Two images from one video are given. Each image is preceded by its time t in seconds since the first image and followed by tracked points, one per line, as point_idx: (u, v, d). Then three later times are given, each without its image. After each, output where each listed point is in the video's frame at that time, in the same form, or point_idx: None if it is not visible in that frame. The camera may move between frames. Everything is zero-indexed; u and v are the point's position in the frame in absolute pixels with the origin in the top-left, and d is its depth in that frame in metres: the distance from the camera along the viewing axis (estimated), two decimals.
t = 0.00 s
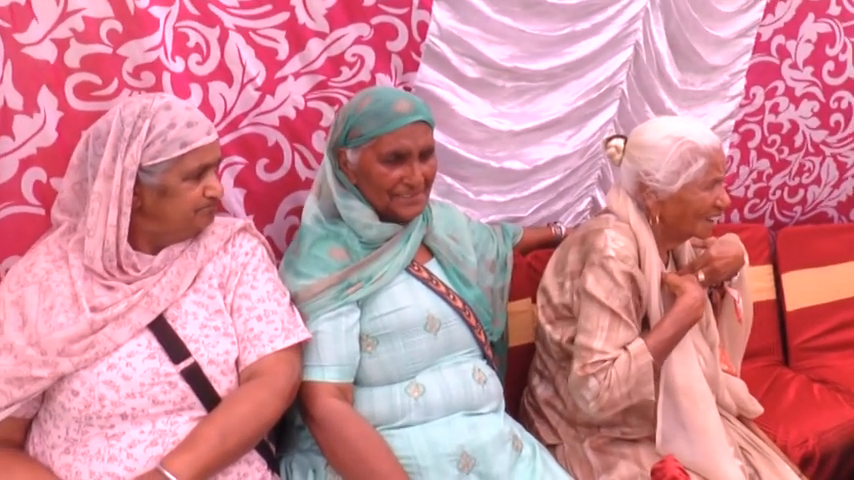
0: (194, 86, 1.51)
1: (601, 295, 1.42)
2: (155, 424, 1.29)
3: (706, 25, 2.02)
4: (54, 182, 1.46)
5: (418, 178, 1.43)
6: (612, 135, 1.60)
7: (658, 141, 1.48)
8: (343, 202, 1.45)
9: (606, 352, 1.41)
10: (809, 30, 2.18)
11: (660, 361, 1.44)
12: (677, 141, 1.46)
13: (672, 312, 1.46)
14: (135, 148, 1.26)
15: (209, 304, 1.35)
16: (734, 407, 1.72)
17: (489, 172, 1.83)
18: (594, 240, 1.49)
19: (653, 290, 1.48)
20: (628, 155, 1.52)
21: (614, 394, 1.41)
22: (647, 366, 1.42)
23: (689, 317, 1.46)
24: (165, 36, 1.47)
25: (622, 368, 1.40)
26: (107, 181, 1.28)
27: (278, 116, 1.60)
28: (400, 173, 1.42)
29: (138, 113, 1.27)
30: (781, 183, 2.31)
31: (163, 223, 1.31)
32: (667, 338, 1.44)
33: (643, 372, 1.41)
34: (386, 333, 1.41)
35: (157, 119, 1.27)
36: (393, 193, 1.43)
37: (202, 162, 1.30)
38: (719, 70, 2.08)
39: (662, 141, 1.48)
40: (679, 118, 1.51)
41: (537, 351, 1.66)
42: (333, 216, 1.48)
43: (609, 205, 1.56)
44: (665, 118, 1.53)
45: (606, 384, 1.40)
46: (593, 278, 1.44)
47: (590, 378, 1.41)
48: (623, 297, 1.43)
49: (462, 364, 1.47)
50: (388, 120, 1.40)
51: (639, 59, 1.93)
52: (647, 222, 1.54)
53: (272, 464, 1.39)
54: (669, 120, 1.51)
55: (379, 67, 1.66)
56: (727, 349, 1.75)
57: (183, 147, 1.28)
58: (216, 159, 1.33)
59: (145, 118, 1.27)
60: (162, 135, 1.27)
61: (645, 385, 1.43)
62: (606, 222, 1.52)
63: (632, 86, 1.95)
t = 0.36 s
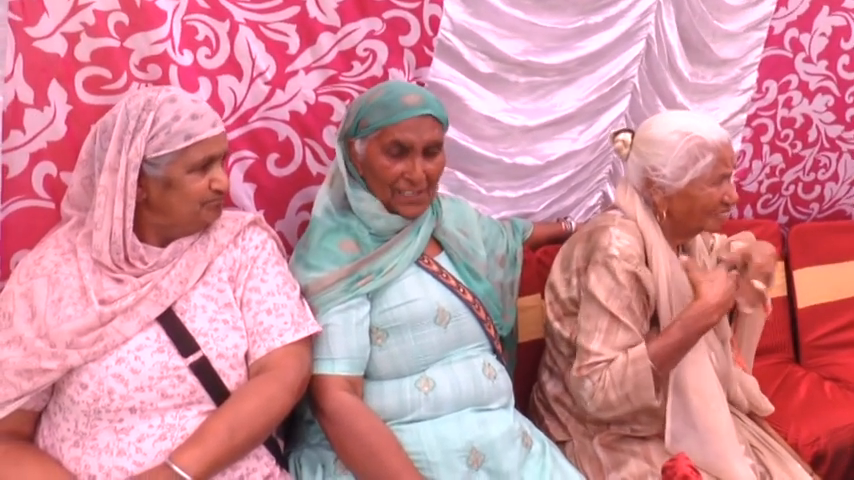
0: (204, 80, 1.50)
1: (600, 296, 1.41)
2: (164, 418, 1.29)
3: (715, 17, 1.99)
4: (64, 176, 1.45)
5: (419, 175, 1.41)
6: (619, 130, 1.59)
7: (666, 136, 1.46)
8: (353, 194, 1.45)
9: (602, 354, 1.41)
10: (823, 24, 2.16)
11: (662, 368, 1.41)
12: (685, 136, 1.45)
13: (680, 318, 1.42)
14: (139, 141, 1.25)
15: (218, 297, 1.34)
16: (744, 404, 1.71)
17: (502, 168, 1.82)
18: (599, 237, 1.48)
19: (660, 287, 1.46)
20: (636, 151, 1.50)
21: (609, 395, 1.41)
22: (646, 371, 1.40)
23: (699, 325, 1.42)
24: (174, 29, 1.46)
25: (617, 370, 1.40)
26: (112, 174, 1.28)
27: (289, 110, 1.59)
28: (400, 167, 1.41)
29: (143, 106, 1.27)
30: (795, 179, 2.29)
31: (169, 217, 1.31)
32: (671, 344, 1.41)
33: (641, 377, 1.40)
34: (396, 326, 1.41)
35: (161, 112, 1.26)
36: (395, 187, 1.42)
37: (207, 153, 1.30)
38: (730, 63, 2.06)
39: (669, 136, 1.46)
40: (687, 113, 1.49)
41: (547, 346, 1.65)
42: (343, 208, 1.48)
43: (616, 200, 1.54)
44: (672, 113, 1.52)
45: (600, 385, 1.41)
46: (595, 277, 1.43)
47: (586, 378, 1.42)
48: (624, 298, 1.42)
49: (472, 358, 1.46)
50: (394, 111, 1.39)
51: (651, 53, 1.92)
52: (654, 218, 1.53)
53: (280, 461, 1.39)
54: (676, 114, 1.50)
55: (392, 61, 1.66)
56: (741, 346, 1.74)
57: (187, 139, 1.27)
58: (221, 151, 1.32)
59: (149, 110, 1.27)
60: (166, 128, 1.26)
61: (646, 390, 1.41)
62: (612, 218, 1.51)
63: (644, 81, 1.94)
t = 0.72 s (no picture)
0: (200, 75, 1.49)
1: (612, 295, 1.40)
2: (160, 415, 1.28)
3: (718, 15, 1.99)
4: (60, 172, 1.45)
5: (421, 175, 1.40)
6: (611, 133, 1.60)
7: (659, 132, 1.46)
8: (351, 192, 1.44)
9: (622, 355, 1.40)
10: (823, 20, 2.15)
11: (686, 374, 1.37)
12: (677, 131, 1.44)
13: (704, 323, 1.36)
14: (128, 136, 1.25)
15: (214, 294, 1.34)
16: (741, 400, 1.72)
17: (502, 164, 1.81)
18: (602, 236, 1.47)
19: (664, 285, 1.46)
20: (630, 149, 1.50)
21: (632, 398, 1.39)
22: (669, 376, 1.37)
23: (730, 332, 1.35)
24: (170, 24, 1.45)
25: (638, 373, 1.38)
26: (104, 170, 1.27)
27: (288, 106, 1.58)
28: (402, 167, 1.40)
29: (130, 101, 1.26)
30: (794, 175, 2.28)
31: (162, 213, 1.30)
32: (697, 350, 1.36)
33: (664, 382, 1.37)
34: (394, 324, 1.40)
35: (148, 105, 1.26)
36: (394, 186, 1.41)
37: (196, 143, 1.29)
38: (731, 60, 2.06)
39: (663, 132, 1.46)
40: (679, 108, 1.49)
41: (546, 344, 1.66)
42: (341, 206, 1.47)
43: (615, 198, 1.53)
44: (663, 108, 1.52)
45: (622, 388, 1.39)
46: (604, 276, 1.43)
47: (607, 382, 1.40)
48: (634, 295, 1.41)
49: (469, 357, 1.45)
50: (394, 111, 1.39)
51: (651, 50, 1.91)
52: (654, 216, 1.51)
53: (277, 459, 1.38)
54: (667, 110, 1.50)
55: (391, 57, 1.65)
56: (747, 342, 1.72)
57: (176, 130, 1.27)
58: (211, 142, 1.31)
59: (136, 105, 1.26)
60: (155, 121, 1.25)
61: (671, 394, 1.38)
62: (614, 216, 1.50)
63: (643, 77, 1.93)
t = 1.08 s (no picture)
0: (165, 69, 1.48)
1: (605, 290, 1.40)
2: (128, 417, 1.28)
3: (692, 16, 2.02)
4: (24, 169, 1.43)
5: (395, 169, 1.41)
6: (590, 141, 1.60)
7: (637, 132, 1.47)
8: (322, 191, 1.44)
9: (619, 349, 1.39)
10: (791, 21, 2.17)
11: (691, 361, 1.35)
12: (653, 129, 1.46)
13: (708, 307, 1.37)
14: (95, 136, 1.24)
15: (183, 294, 1.33)
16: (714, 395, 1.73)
17: (471, 159, 1.81)
18: (591, 235, 1.46)
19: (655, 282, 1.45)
20: (610, 153, 1.51)
21: (634, 392, 1.38)
22: (672, 366, 1.35)
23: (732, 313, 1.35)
24: (134, 18, 1.44)
25: (639, 365, 1.37)
26: (69, 168, 1.25)
27: (257, 100, 1.58)
28: (376, 163, 1.40)
29: (104, 101, 1.25)
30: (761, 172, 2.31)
31: (125, 215, 1.28)
32: (700, 338, 1.35)
33: (667, 373, 1.35)
34: (363, 322, 1.40)
35: (121, 107, 1.25)
36: (368, 182, 1.41)
37: (165, 151, 1.28)
38: (702, 59, 2.08)
39: (640, 131, 1.47)
40: (653, 107, 1.51)
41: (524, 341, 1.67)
42: (312, 205, 1.46)
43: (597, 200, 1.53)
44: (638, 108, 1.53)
45: (622, 381, 1.38)
46: (596, 274, 1.42)
47: (608, 375, 1.39)
48: (627, 289, 1.40)
49: (440, 354, 1.46)
50: (366, 107, 1.39)
51: (621, 48, 1.93)
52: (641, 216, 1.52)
53: (247, 459, 1.38)
54: (642, 110, 1.51)
55: (361, 51, 1.65)
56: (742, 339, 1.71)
57: (145, 137, 1.26)
58: (182, 151, 1.30)
59: (109, 105, 1.25)
60: (124, 124, 1.24)
61: (675, 386, 1.37)
62: (602, 214, 1.48)
63: (614, 75, 1.95)
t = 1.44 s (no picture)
0: (121, 64, 1.47)
1: (606, 268, 1.35)
2: (91, 422, 1.27)
3: (659, 16, 2.04)
4: None
5: (365, 166, 1.40)
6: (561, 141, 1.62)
7: (605, 126, 1.48)
8: (288, 194, 1.44)
9: (636, 316, 1.32)
10: (754, 23, 2.20)
11: (724, 315, 1.28)
12: (620, 121, 1.47)
13: (737, 258, 1.29)
14: (47, 133, 1.23)
15: (148, 298, 1.32)
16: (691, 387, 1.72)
17: (434, 154, 1.82)
18: (578, 227, 1.43)
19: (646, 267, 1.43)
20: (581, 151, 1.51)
21: (666, 354, 1.29)
22: (705, 320, 1.28)
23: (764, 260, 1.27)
24: (84, 11, 1.43)
25: (666, 326, 1.29)
26: (25, 167, 1.24)
27: (218, 95, 1.57)
28: (347, 161, 1.39)
29: (55, 97, 1.24)
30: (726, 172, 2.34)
31: (83, 215, 1.27)
32: (732, 287, 1.28)
33: (699, 329, 1.28)
34: (329, 325, 1.40)
35: (71, 103, 1.23)
36: (340, 182, 1.41)
37: (118, 145, 1.26)
38: (669, 60, 2.10)
39: (608, 125, 1.49)
40: (620, 103, 1.52)
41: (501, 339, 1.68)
42: (278, 209, 1.46)
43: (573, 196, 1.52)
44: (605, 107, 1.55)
45: (650, 344, 1.30)
46: (593, 258, 1.37)
47: (635, 343, 1.31)
48: (630, 262, 1.36)
49: (406, 356, 1.47)
50: (335, 107, 1.38)
51: (584, 44, 1.94)
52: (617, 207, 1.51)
53: (211, 461, 1.39)
54: (608, 108, 1.53)
55: (324, 47, 1.64)
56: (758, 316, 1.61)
57: (98, 130, 1.24)
58: (138, 145, 1.29)
59: (60, 102, 1.24)
60: (75, 119, 1.23)
61: (709, 343, 1.29)
62: (583, 207, 1.47)
63: (578, 72, 1.96)
